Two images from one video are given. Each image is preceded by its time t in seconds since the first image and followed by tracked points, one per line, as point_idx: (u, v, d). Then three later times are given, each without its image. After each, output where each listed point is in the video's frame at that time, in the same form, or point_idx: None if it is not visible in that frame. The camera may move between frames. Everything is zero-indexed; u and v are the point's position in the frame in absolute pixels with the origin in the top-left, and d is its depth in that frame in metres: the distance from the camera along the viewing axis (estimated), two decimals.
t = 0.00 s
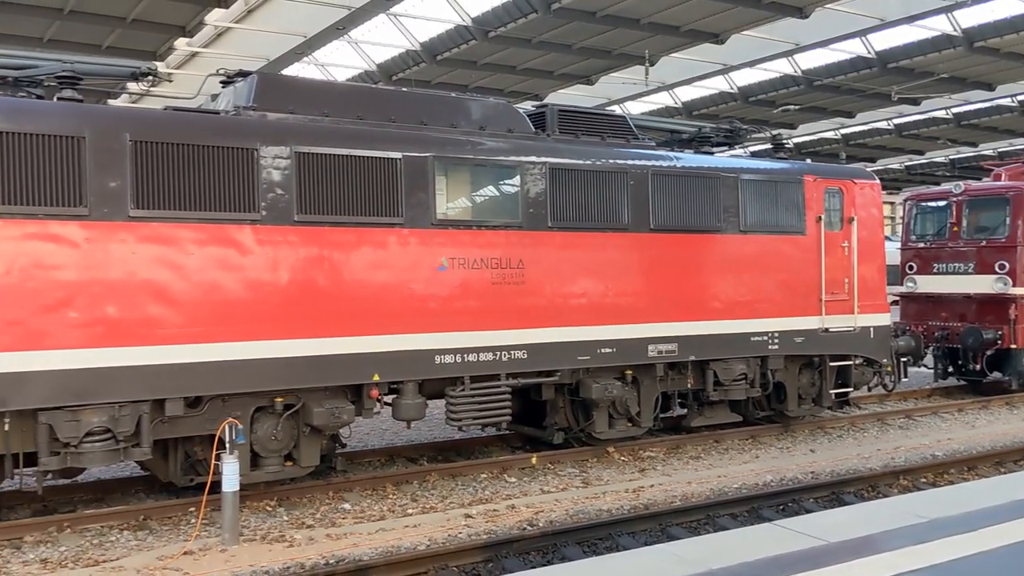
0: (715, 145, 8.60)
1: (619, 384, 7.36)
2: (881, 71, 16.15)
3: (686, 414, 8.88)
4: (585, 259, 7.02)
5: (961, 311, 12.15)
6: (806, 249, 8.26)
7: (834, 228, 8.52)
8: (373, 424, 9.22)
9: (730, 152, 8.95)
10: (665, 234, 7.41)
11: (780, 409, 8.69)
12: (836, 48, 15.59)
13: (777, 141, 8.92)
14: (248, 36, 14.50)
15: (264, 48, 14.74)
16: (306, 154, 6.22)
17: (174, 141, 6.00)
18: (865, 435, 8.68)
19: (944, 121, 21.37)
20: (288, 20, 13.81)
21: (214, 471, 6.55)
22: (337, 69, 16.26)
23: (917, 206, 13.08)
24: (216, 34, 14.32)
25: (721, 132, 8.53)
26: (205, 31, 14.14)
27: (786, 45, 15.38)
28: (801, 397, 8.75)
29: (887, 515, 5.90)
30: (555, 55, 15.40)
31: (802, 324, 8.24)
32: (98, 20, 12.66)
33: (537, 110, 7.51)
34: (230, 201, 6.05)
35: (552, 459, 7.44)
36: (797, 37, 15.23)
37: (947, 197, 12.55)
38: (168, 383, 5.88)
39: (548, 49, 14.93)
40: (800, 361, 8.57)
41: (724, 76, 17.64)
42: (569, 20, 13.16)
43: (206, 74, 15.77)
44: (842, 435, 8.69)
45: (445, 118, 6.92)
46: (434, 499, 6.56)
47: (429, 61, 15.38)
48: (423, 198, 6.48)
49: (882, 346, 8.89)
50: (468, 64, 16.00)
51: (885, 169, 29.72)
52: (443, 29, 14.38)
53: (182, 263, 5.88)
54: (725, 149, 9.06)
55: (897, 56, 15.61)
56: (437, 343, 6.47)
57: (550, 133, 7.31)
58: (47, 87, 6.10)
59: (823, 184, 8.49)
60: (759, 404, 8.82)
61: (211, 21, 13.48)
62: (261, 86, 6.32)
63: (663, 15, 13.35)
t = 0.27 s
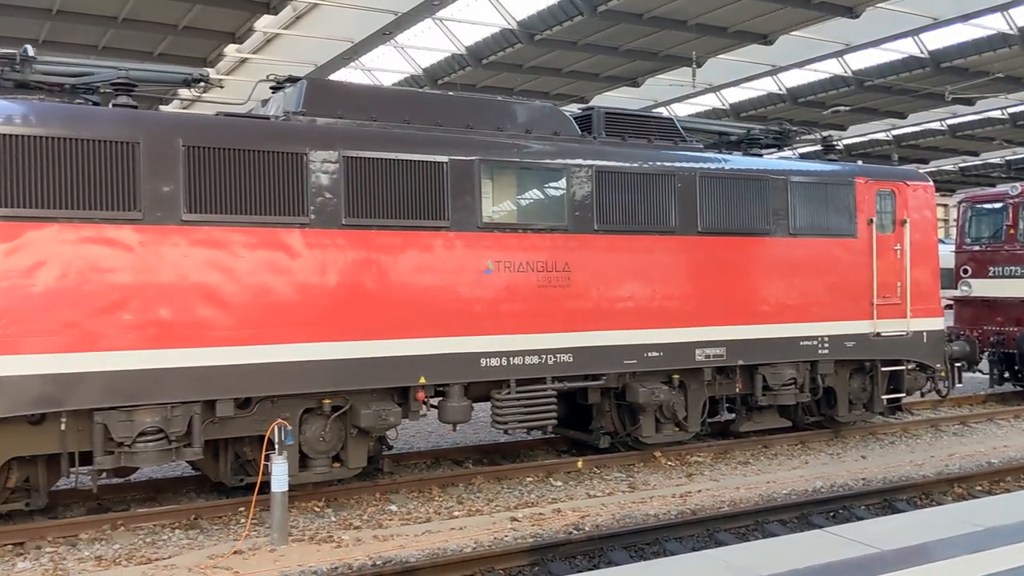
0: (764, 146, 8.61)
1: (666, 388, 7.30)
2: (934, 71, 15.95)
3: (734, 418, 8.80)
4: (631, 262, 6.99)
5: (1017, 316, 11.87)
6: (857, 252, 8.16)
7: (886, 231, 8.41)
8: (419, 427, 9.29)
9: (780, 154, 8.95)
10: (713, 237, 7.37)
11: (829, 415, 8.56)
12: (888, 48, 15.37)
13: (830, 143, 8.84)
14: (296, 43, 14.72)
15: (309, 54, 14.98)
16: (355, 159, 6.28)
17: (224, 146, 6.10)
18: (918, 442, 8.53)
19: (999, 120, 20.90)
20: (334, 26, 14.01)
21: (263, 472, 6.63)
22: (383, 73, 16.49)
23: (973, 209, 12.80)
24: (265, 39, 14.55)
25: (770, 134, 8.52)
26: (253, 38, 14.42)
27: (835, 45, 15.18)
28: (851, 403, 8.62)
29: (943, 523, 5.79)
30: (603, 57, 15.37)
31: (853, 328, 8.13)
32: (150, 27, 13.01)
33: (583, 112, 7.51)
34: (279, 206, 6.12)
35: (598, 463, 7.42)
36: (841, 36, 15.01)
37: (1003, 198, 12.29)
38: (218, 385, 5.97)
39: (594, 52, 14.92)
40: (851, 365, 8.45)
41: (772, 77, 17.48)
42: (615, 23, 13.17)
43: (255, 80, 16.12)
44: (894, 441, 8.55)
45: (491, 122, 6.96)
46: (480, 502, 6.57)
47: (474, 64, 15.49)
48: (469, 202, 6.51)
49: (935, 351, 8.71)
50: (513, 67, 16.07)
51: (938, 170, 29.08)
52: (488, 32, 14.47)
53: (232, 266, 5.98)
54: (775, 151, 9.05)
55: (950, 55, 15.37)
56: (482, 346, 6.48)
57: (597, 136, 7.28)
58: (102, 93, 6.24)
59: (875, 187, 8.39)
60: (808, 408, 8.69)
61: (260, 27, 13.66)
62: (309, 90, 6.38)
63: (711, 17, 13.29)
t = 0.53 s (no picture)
0: (806, 147, 8.58)
1: (706, 391, 7.23)
2: (980, 70, 15.71)
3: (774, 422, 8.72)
4: (670, 263, 6.96)
5: None
6: (901, 254, 8.06)
7: (931, 233, 8.30)
8: (457, 428, 9.36)
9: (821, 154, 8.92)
10: (753, 238, 7.31)
11: (873, 418, 8.52)
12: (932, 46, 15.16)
13: (872, 142, 8.76)
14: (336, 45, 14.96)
15: (348, 58, 15.34)
16: (394, 161, 6.31)
17: (266, 148, 6.17)
18: (964, 447, 8.38)
19: None
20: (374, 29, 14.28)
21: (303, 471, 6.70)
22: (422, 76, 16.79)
23: (1020, 210, 12.65)
24: (305, 43, 14.96)
25: (812, 134, 8.50)
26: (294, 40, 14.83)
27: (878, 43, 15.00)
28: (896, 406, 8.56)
29: (991, 529, 5.68)
30: (641, 58, 15.35)
31: (897, 330, 8.04)
32: (193, 30, 13.49)
33: (623, 113, 7.48)
34: (320, 207, 6.17)
35: (636, 466, 7.39)
36: (879, 35, 14.86)
37: None
38: (259, 385, 6.03)
39: (633, 53, 14.88)
40: (895, 369, 8.36)
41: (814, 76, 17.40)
42: (655, 23, 13.14)
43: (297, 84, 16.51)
44: (939, 446, 8.42)
45: (530, 123, 6.97)
46: (518, 503, 6.57)
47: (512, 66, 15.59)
48: (508, 203, 6.51)
49: (981, 354, 8.56)
50: (553, 68, 16.07)
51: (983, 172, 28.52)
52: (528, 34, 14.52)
53: (274, 268, 6.06)
54: (816, 151, 9.01)
55: (997, 53, 15.13)
56: (521, 347, 6.49)
57: (636, 137, 7.26)
58: (147, 98, 6.34)
59: (919, 187, 8.29)
60: (851, 412, 8.65)
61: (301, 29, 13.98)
62: (349, 93, 6.42)
63: (752, 17, 13.22)
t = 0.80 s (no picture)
0: (847, 145, 8.50)
1: (745, 392, 7.15)
2: None
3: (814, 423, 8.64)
4: (709, 263, 6.92)
5: None
6: (944, 254, 7.95)
7: (976, 232, 8.18)
8: (494, 428, 9.41)
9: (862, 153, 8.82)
10: (793, 238, 7.24)
11: (916, 421, 8.43)
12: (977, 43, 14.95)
13: (914, 141, 8.65)
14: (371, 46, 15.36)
15: (387, 57, 15.67)
16: (432, 160, 6.33)
17: (305, 148, 6.21)
18: (1009, 450, 8.22)
19: None
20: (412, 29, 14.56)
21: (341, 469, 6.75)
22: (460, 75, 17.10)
23: None
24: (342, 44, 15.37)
25: (854, 132, 8.38)
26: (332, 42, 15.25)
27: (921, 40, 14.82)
28: (939, 409, 8.46)
29: None
30: (679, 57, 15.37)
31: (941, 331, 7.93)
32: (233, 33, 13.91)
33: (660, 113, 7.48)
34: (358, 207, 6.21)
35: (674, 467, 7.36)
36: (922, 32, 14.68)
37: None
38: (298, 383, 6.08)
39: (673, 50, 14.92)
40: (938, 371, 8.28)
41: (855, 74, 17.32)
42: (692, 22, 13.13)
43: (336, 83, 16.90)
44: (984, 449, 8.28)
45: (567, 123, 6.96)
46: (555, 503, 6.57)
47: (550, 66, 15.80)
48: (545, 203, 6.51)
49: None
50: (589, 68, 16.20)
51: None
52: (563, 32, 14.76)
53: (312, 267, 6.10)
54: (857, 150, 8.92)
55: None
56: (558, 347, 6.48)
57: (674, 136, 7.23)
58: (188, 99, 6.40)
59: (964, 186, 8.17)
60: (893, 414, 8.58)
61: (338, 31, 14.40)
62: (387, 93, 6.46)
63: (792, 14, 13.15)
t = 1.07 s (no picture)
0: (886, 144, 8.41)
1: (780, 393, 7.13)
2: None
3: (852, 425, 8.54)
4: (745, 263, 6.87)
5: None
6: (985, 254, 7.85)
7: (1017, 232, 8.08)
8: (527, 427, 9.43)
9: (900, 151, 8.72)
10: (831, 238, 7.17)
11: (955, 423, 8.33)
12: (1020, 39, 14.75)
13: (955, 139, 8.53)
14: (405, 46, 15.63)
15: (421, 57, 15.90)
16: (466, 159, 6.34)
17: (340, 148, 6.25)
18: None
19: None
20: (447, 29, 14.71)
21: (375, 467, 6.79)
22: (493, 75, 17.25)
23: None
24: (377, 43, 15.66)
25: (893, 131, 8.32)
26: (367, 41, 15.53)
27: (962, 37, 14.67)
28: (979, 411, 8.38)
29: None
30: (714, 55, 15.38)
31: (982, 332, 7.82)
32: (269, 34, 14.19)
33: (698, 109, 7.38)
34: (392, 206, 6.24)
35: (708, 468, 7.32)
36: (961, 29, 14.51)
37: None
38: (333, 381, 6.12)
39: (708, 49, 14.94)
40: (977, 372, 8.23)
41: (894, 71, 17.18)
42: (728, 19, 13.14)
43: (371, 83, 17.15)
44: None
45: (602, 122, 6.94)
46: (588, 503, 6.56)
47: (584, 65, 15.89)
48: (579, 202, 6.50)
49: None
50: (624, 67, 16.22)
51: None
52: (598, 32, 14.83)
53: (347, 266, 6.13)
54: (895, 148, 8.81)
55: None
56: (591, 346, 6.46)
57: (710, 135, 7.19)
58: (225, 99, 6.46)
59: (1006, 185, 8.06)
60: (932, 416, 8.46)
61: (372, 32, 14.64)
62: (422, 93, 6.48)
63: (829, 11, 13.12)
